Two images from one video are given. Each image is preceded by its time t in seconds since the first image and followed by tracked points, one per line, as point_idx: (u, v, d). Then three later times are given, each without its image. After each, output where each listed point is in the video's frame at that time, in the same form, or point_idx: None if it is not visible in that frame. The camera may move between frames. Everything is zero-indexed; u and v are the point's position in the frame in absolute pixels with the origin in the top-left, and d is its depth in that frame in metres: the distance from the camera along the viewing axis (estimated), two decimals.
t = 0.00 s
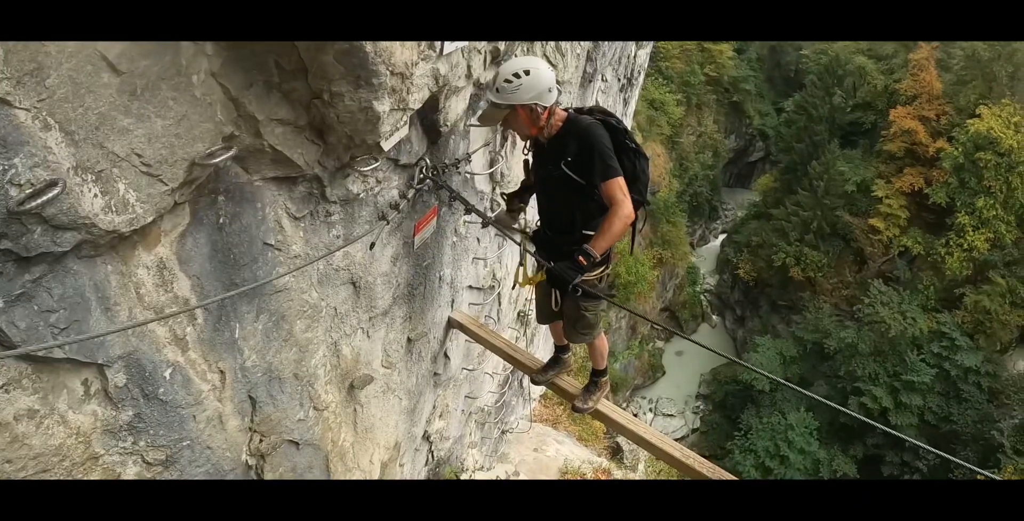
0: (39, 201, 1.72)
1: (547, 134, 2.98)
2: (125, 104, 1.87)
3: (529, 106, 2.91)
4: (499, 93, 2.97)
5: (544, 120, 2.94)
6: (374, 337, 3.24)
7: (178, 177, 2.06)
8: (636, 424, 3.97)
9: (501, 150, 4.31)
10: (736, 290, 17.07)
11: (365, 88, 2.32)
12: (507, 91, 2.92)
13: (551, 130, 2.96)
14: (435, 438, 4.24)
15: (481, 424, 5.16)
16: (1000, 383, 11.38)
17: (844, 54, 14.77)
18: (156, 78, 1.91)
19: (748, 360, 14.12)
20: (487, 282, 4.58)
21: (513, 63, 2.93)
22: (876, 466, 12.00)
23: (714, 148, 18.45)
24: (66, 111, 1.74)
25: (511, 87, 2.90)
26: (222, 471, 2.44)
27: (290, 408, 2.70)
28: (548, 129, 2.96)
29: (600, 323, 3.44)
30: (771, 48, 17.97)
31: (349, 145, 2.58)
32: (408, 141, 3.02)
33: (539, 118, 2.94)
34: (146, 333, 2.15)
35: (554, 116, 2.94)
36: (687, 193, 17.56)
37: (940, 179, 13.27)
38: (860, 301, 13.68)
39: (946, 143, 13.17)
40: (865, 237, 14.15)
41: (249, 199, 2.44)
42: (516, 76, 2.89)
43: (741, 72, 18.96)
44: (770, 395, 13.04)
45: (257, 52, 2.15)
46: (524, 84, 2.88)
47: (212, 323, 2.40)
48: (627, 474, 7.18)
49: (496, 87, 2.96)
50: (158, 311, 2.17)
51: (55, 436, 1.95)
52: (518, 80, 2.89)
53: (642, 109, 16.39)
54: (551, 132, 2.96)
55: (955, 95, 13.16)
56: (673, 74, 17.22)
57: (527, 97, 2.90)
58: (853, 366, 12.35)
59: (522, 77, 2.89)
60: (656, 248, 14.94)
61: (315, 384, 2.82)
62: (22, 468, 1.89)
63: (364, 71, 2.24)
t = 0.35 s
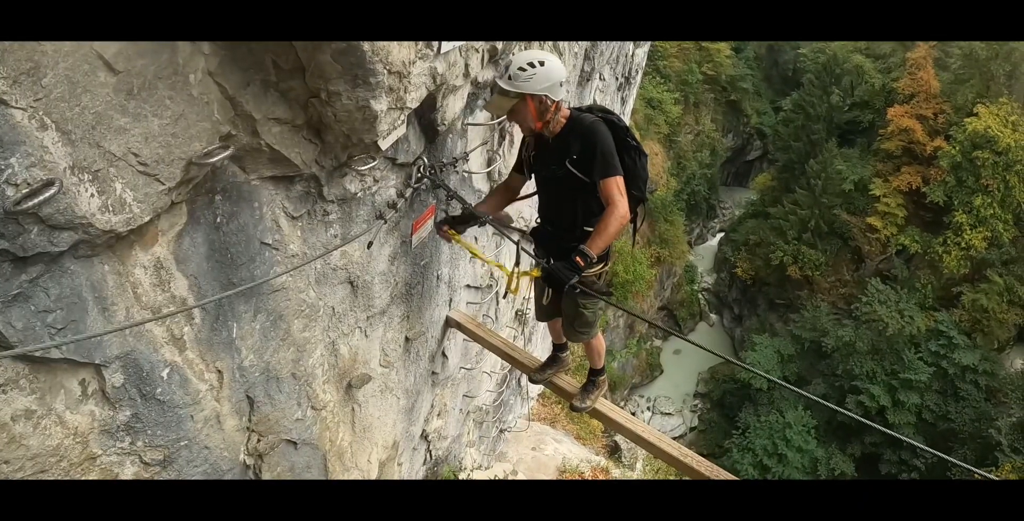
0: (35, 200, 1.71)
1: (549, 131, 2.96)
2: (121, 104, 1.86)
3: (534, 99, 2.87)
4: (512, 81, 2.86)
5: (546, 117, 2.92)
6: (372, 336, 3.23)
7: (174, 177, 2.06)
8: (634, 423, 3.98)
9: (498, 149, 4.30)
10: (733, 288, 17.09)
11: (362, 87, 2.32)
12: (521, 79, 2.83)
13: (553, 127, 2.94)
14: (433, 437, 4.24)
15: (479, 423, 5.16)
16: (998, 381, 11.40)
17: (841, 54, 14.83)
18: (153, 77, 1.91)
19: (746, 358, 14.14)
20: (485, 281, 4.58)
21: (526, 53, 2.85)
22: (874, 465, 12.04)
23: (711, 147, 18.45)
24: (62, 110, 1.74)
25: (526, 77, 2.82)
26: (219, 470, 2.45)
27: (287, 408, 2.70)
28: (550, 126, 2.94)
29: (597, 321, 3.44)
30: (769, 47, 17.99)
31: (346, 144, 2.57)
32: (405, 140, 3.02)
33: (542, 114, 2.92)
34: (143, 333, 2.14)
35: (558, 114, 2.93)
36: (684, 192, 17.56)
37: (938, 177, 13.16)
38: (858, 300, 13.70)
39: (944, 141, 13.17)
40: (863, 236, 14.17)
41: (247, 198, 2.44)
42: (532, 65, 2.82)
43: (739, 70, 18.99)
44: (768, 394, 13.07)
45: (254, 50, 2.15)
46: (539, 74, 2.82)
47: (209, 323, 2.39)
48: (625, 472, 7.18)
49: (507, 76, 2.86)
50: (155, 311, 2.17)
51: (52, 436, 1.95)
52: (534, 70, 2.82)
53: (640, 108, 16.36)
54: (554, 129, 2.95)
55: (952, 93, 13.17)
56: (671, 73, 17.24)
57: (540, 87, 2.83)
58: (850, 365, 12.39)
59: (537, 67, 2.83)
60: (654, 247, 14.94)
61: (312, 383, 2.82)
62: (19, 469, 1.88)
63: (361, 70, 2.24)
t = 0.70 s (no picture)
0: (35, 200, 1.71)
1: (547, 129, 2.94)
2: (121, 103, 1.86)
3: (535, 94, 2.84)
4: (518, 73, 2.81)
5: (544, 115, 2.89)
6: (371, 335, 3.24)
7: (174, 176, 2.06)
8: (633, 420, 3.98)
9: (497, 148, 4.30)
10: (732, 287, 17.10)
11: (362, 86, 2.32)
12: (529, 72, 2.80)
13: (551, 123, 2.91)
14: (433, 435, 4.25)
15: (478, 422, 5.17)
16: (996, 379, 11.42)
17: (840, 52, 14.83)
18: (152, 76, 1.91)
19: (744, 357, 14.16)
20: (484, 280, 4.58)
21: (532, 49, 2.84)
22: (872, 463, 12.07)
23: (710, 145, 18.44)
24: (61, 109, 1.73)
25: (534, 69, 2.79)
26: (218, 469, 2.45)
27: (287, 407, 2.70)
28: (548, 123, 2.91)
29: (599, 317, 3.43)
30: (768, 46, 18.01)
31: (345, 143, 2.57)
32: (404, 139, 3.01)
33: (541, 113, 2.89)
34: (142, 332, 2.14)
35: (554, 110, 2.90)
36: (683, 190, 17.56)
37: (937, 176, 13.24)
38: (857, 298, 13.71)
39: (943, 140, 13.17)
40: (862, 234, 14.17)
41: (245, 197, 2.44)
42: (540, 60, 2.80)
43: (738, 69, 19.00)
44: (766, 392, 13.08)
45: (253, 49, 2.14)
46: (545, 69, 2.81)
47: (209, 323, 2.40)
48: (624, 471, 7.20)
49: (514, 69, 2.81)
50: (154, 310, 2.17)
51: (52, 436, 1.95)
52: (541, 64, 2.80)
53: (638, 106, 16.35)
54: (551, 126, 2.92)
55: (950, 92, 13.23)
56: (670, 72, 17.26)
57: (546, 81, 2.81)
58: (848, 363, 12.43)
59: (543, 62, 2.81)
60: (653, 245, 14.94)
61: (312, 382, 2.82)
62: (18, 469, 1.88)
63: (360, 69, 2.23)
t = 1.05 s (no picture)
0: (36, 203, 1.72)
1: (548, 127, 2.90)
2: (122, 105, 1.87)
3: (537, 90, 2.79)
4: (520, 69, 2.78)
5: (546, 115, 2.86)
6: (372, 336, 3.24)
7: (175, 178, 2.07)
8: (633, 420, 3.99)
9: (496, 148, 4.31)
10: (731, 286, 17.12)
11: (362, 87, 2.32)
12: (531, 69, 2.77)
13: (552, 123, 2.88)
14: (433, 436, 4.26)
15: (478, 422, 5.18)
16: (995, 378, 11.44)
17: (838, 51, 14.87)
18: (153, 77, 1.92)
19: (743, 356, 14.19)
20: (484, 280, 4.59)
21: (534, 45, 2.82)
22: (871, 461, 12.10)
23: (708, 145, 18.47)
24: (62, 112, 1.74)
25: (537, 66, 2.77)
26: (219, 470, 2.46)
27: (287, 408, 2.70)
28: (550, 123, 2.88)
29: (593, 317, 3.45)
30: (766, 46, 18.03)
31: (346, 144, 2.57)
32: (404, 140, 3.02)
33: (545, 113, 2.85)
34: (143, 334, 2.15)
35: (556, 110, 2.88)
36: (682, 190, 17.57)
37: (935, 175, 13.22)
38: (856, 297, 13.73)
39: (941, 138, 13.17)
40: (860, 233, 14.19)
41: (246, 198, 2.45)
42: (543, 56, 2.78)
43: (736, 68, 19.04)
44: (765, 392, 13.11)
45: (254, 50, 2.15)
46: (547, 66, 2.79)
47: (210, 324, 2.40)
48: (623, 470, 7.22)
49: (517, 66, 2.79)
50: (156, 312, 2.18)
51: (54, 438, 1.96)
52: (543, 61, 2.78)
53: (636, 106, 16.34)
54: (553, 126, 2.89)
55: (950, 91, 12.97)
56: (668, 71, 17.28)
57: (548, 79, 2.78)
58: (847, 362, 12.47)
59: (545, 59, 2.80)
60: (651, 245, 14.95)
61: (312, 383, 2.83)
62: (21, 472, 1.89)
63: (361, 70, 2.24)
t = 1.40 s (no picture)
0: (29, 211, 1.72)
1: (539, 134, 2.91)
2: (114, 112, 1.87)
3: (531, 95, 2.81)
4: (520, 71, 2.80)
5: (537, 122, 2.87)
6: (367, 342, 3.24)
7: (167, 185, 2.07)
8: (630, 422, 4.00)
9: (489, 153, 4.33)
10: (724, 288, 17.18)
11: (355, 93, 2.33)
12: (532, 71, 2.80)
13: (544, 131, 2.90)
14: (429, 442, 4.25)
15: (474, 427, 5.18)
16: (990, 374, 11.48)
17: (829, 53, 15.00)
18: (145, 85, 1.92)
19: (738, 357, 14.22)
20: (478, 285, 4.60)
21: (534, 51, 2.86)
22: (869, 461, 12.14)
23: (700, 147, 18.55)
24: (54, 119, 1.74)
25: (536, 70, 2.80)
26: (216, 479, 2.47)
27: (283, 415, 2.71)
28: (540, 130, 2.89)
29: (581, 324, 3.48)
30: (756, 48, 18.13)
31: (339, 150, 2.58)
32: (397, 146, 3.02)
33: (535, 122, 2.87)
34: (138, 343, 2.15)
35: (548, 118, 2.89)
36: (675, 192, 17.64)
37: (927, 174, 13.32)
38: (850, 297, 13.78)
39: (932, 138, 13.25)
40: (852, 233, 14.25)
41: (240, 206, 2.45)
42: (544, 61, 2.82)
43: (727, 70, 19.16)
44: (761, 393, 13.13)
45: (247, 57, 2.16)
46: (546, 71, 2.81)
47: (204, 332, 2.40)
48: (620, 473, 7.23)
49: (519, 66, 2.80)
50: (150, 321, 2.18)
51: (48, 449, 1.97)
52: (543, 66, 2.82)
53: (627, 109, 16.40)
54: (544, 134, 2.91)
55: (939, 91, 13.31)
56: (659, 75, 17.36)
57: (547, 84, 2.81)
58: (842, 361, 12.54)
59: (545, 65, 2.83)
60: (645, 248, 14.99)
61: (308, 391, 2.83)
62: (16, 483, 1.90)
63: (354, 76, 2.25)
